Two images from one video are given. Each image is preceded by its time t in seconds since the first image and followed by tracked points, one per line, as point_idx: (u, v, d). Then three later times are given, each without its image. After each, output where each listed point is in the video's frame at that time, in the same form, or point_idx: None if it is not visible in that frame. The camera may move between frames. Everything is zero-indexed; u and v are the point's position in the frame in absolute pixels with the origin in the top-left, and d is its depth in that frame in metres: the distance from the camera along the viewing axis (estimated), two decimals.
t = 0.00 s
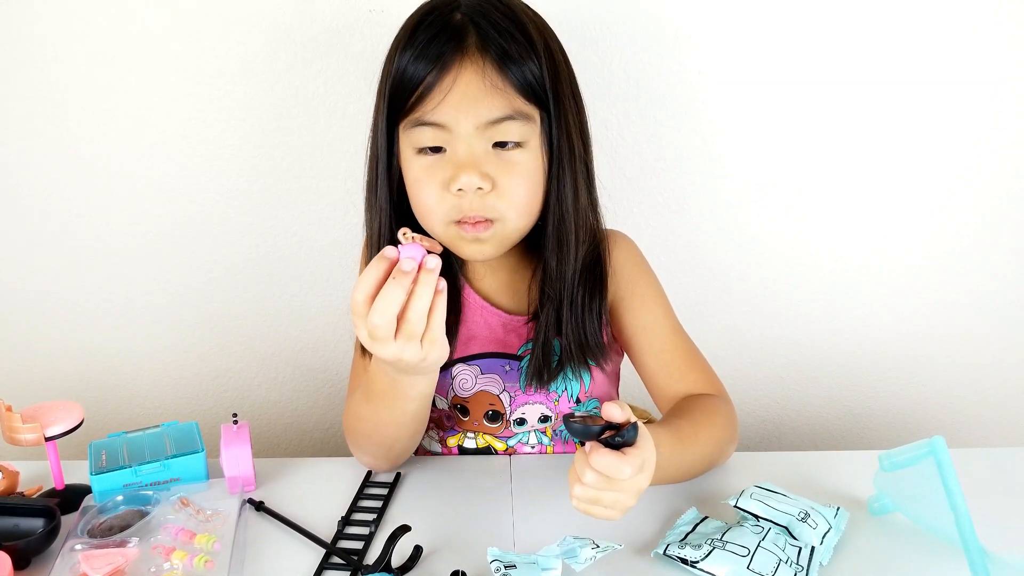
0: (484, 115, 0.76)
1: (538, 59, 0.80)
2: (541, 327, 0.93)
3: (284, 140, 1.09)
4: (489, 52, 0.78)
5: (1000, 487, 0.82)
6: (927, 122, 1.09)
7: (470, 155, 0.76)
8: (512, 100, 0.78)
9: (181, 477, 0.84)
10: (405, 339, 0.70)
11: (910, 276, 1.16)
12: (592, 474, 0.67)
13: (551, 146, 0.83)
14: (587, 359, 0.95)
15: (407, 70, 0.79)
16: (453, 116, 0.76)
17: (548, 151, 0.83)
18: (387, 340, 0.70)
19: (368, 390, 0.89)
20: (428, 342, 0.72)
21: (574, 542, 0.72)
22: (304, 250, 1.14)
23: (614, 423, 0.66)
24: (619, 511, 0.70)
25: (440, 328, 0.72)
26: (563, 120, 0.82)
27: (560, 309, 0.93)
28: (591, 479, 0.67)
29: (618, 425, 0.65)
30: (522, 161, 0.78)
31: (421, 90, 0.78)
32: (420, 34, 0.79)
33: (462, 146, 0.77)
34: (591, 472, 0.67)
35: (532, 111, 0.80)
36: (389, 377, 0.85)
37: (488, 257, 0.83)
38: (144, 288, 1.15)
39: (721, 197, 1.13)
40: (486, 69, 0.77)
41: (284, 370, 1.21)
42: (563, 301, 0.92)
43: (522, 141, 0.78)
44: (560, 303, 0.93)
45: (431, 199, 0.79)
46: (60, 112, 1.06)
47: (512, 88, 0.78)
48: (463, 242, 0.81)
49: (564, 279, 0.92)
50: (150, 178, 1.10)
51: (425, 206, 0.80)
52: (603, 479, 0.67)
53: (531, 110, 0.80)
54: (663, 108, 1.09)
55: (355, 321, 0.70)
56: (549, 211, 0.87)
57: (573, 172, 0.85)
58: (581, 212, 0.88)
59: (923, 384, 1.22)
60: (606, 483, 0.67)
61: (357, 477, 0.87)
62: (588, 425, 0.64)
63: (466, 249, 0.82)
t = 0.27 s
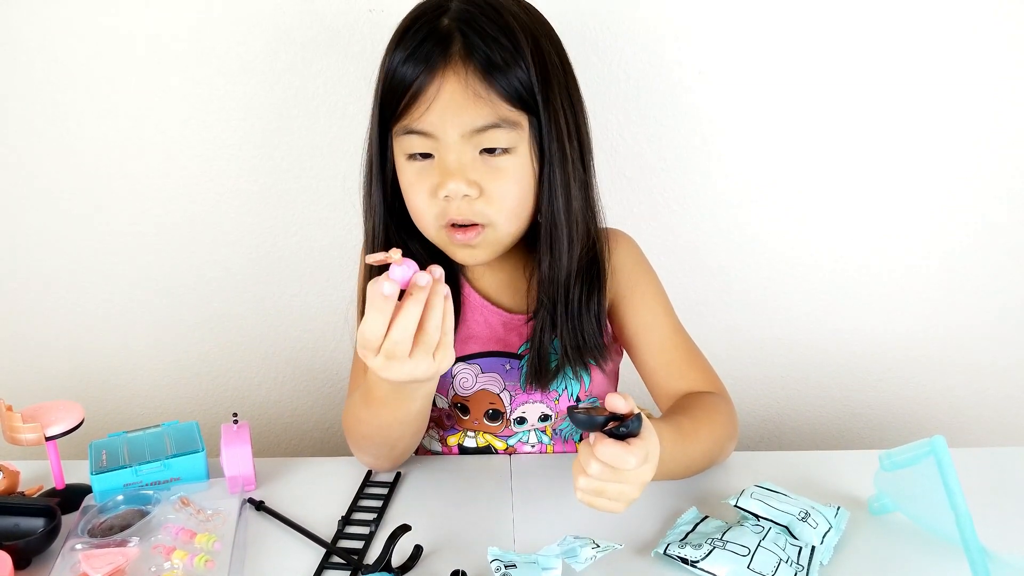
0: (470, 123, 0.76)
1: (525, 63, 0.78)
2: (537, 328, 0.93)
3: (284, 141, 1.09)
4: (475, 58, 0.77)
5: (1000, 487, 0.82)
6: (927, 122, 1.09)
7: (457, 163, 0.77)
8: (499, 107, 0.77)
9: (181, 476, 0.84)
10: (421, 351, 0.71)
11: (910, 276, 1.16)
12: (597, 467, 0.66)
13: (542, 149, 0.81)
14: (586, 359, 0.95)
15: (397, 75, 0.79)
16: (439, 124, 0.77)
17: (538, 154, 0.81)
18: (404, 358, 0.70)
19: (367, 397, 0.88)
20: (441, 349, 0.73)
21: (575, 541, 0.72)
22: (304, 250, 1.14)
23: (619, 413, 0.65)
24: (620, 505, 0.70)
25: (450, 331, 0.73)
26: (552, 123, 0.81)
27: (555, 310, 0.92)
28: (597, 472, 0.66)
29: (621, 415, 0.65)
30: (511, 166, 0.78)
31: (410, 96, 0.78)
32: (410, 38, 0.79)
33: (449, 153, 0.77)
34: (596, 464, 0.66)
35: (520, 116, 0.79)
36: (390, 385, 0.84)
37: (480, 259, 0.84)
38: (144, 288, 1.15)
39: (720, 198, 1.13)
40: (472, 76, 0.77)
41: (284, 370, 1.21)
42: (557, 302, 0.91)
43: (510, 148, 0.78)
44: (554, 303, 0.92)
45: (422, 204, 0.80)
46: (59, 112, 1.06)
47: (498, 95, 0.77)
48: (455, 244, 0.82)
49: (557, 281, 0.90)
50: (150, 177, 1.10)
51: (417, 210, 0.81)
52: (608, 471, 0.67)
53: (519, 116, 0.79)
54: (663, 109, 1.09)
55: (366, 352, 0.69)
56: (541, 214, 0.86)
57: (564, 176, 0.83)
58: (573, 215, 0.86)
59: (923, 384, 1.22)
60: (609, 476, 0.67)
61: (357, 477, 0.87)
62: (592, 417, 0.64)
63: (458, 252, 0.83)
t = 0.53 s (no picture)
0: (466, 127, 0.76)
1: (520, 67, 0.78)
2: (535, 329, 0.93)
3: (284, 141, 1.09)
4: (470, 62, 0.77)
5: (1000, 487, 0.82)
6: (927, 122, 1.09)
7: (453, 166, 0.77)
8: (495, 111, 0.77)
9: (181, 476, 0.84)
10: (414, 348, 0.70)
11: (910, 276, 1.16)
12: (588, 468, 0.67)
13: (538, 152, 0.81)
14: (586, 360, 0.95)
15: (393, 79, 0.79)
16: (435, 128, 0.77)
17: (535, 156, 0.81)
18: (397, 351, 0.70)
19: (367, 393, 0.89)
20: (436, 353, 0.73)
21: (575, 542, 0.71)
22: (304, 250, 1.14)
23: (610, 418, 0.65)
24: (611, 509, 0.70)
25: (448, 338, 0.73)
26: (547, 125, 0.81)
27: (552, 310, 0.92)
28: (587, 473, 0.67)
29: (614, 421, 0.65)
30: (507, 170, 0.79)
31: (406, 100, 0.78)
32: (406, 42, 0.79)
33: (445, 157, 0.77)
34: (587, 466, 0.67)
35: (516, 120, 0.79)
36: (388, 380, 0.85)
37: (477, 261, 0.84)
38: (144, 288, 1.15)
39: (720, 198, 1.13)
40: (467, 80, 0.77)
41: (284, 370, 1.21)
42: (553, 302, 0.91)
43: (506, 151, 0.78)
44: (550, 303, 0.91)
45: (419, 207, 0.80)
46: (60, 111, 1.06)
47: (494, 100, 0.77)
48: (452, 247, 0.83)
49: (550, 281, 0.90)
50: (150, 177, 1.10)
51: (415, 213, 0.81)
52: (598, 474, 0.67)
53: (515, 120, 0.79)
54: (663, 109, 1.09)
55: (360, 337, 0.70)
56: (537, 216, 0.86)
57: (560, 177, 0.83)
58: (569, 216, 0.86)
59: (922, 384, 1.22)
60: (600, 478, 0.67)
61: (357, 477, 0.87)
62: (585, 422, 0.64)
63: (456, 254, 0.83)
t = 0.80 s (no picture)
0: (470, 132, 0.76)
1: (524, 71, 0.78)
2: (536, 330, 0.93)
3: (285, 140, 1.09)
4: (474, 67, 0.77)
5: (1001, 488, 0.82)
6: (928, 122, 1.08)
7: (457, 171, 0.77)
8: (499, 115, 0.77)
9: (182, 475, 0.84)
10: (411, 352, 0.70)
11: (911, 277, 1.16)
12: (587, 470, 0.67)
13: (542, 155, 0.81)
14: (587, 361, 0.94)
15: (396, 83, 0.79)
16: (439, 133, 0.77)
17: (539, 159, 0.82)
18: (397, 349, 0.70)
19: (369, 389, 0.89)
20: (435, 363, 0.72)
21: (576, 542, 0.71)
22: (305, 249, 1.14)
23: (608, 419, 0.66)
24: (612, 509, 0.70)
25: (450, 352, 0.72)
26: (551, 129, 0.81)
27: (554, 312, 0.92)
28: (586, 476, 0.67)
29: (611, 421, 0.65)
30: (511, 174, 0.79)
31: (409, 104, 0.78)
32: (409, 45, 0.79)
33: (449, 162, 0.77)
34: (585, 468, 0.67)
35: (520, 124, 0.79)
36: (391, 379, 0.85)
37: (480, 264, 0.84)
38: (145, 287, 1.15)
39: (721, 198, 1.13)
40: (471, 84, 0.77)
41: (285, 369, 1.21)
42: (555, 304, 0.91)
43: (510, 155, 0.78)
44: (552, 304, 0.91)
45: (422, 211, 0.80)
46: (62, 110, 1.06)
47: (498, 104, 0.77)
48: (454, 250, 0.83)
49: (556, 286, 0.90)
50: (152, 176, 1.10)
51: (418, 217, 0.81)
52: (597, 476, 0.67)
53: (519, 124, 0.79)
54: (663, 109, 1.09)
55: (364, 324, 0.70)
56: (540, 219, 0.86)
57: (564, 180, 0.83)
58: (572, 219, 0.86)
59: (923, 384, 1.22)
60: (600, 480, 0.67)
61: (358, 476, 0.87)
62: (582, 423, 0.65)
63: (459, 257, 0.83)
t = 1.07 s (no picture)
0: (478, 137, 0.76)
1: (531, 75, 0.78)
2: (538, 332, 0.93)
3: (286, 140, 1.09)
4: (482, 71, 0.76)
5: (1002, 489, 0.82)
6: (928, 122, 1.08)
7: (463, 175, 0.77)
8: (506, 120, 0.77)
9: (183, 475, 0.84)
10: (413, 360, 0.70)
11: (911, 277, 1.16)
12: (587, 474, 0.67)
13: (548, 159, 0.82)
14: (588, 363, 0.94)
15: (403, 86, 0.79)
16: (447, 137, 0.77)
17: (545, 163, 0.82)
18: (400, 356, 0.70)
19: (371, 394, 0.89)
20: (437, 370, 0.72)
21: (576, 543, 0.71)
22: (305, 249, 1.15)
23: (607, 422, 0.66)
24: (614, 510, 0.70)
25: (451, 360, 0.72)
26: (558, 133, 0.81)
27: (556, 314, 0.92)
28: (586, 479, 0.67)
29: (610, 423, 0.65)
30: (517, 179, 0.79)
31: (416, 108, 0.78)
32: (416, 49, 0.78)
33: (456, 166, 0.77)
34: (585, 471, 0.67)
35: (527, 129, 0.79)
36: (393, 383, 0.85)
37: (485, 267, 0.85)
38: (146, 288, 1.15)
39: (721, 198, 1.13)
40: (479, 89, 0.76)
41: (285, 370, 1.21)
42: (558, 307, 0.91)
43: (517, 160, 0.78)
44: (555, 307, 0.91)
45: (427, 214, 0.80)
46: (63, 111, 1.06)
47: (505, 110, 0.77)
48: (459, 253, 0.83)
49: (562, 289, 0.90)
50: (153, 177, 1.10)
51: (423, 220, 0.81)
52: (597, 479, 0.67)
53: (526, 129, 0.79)
54: (663, 109, 1.09)
55: (368, 329, 0.70)
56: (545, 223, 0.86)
57: (569, 184, 0.83)
58: (578, 222, 0.86)
59: (924, 385, 1.22)
60: (600, 483, 0.67)
61: (358, 477, 0.87)
62: (581, 427, 0.66)
63: (463, 261, 0.83)
